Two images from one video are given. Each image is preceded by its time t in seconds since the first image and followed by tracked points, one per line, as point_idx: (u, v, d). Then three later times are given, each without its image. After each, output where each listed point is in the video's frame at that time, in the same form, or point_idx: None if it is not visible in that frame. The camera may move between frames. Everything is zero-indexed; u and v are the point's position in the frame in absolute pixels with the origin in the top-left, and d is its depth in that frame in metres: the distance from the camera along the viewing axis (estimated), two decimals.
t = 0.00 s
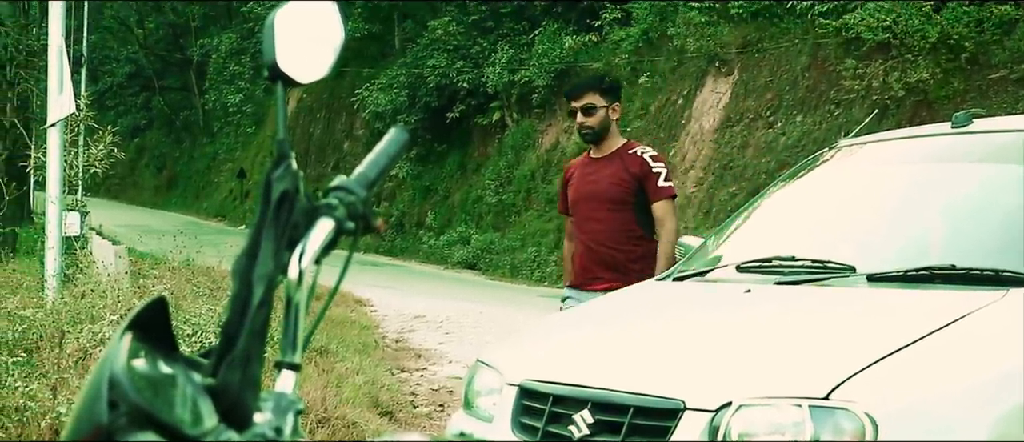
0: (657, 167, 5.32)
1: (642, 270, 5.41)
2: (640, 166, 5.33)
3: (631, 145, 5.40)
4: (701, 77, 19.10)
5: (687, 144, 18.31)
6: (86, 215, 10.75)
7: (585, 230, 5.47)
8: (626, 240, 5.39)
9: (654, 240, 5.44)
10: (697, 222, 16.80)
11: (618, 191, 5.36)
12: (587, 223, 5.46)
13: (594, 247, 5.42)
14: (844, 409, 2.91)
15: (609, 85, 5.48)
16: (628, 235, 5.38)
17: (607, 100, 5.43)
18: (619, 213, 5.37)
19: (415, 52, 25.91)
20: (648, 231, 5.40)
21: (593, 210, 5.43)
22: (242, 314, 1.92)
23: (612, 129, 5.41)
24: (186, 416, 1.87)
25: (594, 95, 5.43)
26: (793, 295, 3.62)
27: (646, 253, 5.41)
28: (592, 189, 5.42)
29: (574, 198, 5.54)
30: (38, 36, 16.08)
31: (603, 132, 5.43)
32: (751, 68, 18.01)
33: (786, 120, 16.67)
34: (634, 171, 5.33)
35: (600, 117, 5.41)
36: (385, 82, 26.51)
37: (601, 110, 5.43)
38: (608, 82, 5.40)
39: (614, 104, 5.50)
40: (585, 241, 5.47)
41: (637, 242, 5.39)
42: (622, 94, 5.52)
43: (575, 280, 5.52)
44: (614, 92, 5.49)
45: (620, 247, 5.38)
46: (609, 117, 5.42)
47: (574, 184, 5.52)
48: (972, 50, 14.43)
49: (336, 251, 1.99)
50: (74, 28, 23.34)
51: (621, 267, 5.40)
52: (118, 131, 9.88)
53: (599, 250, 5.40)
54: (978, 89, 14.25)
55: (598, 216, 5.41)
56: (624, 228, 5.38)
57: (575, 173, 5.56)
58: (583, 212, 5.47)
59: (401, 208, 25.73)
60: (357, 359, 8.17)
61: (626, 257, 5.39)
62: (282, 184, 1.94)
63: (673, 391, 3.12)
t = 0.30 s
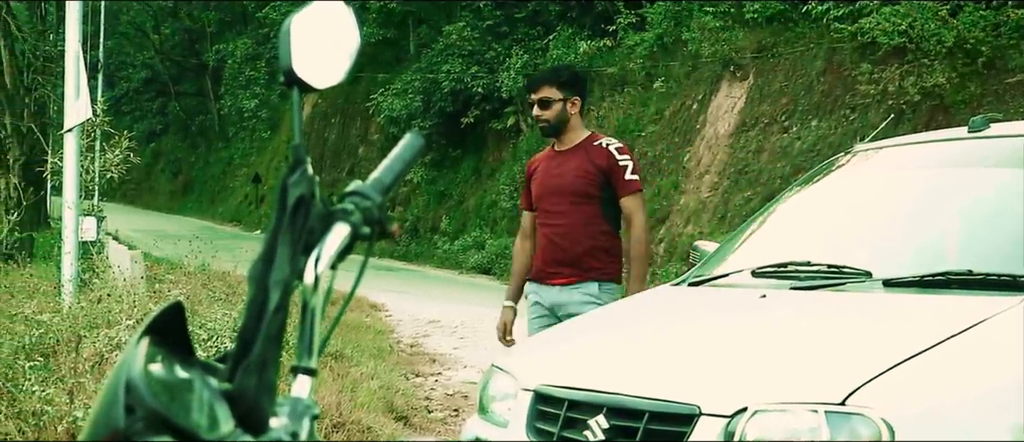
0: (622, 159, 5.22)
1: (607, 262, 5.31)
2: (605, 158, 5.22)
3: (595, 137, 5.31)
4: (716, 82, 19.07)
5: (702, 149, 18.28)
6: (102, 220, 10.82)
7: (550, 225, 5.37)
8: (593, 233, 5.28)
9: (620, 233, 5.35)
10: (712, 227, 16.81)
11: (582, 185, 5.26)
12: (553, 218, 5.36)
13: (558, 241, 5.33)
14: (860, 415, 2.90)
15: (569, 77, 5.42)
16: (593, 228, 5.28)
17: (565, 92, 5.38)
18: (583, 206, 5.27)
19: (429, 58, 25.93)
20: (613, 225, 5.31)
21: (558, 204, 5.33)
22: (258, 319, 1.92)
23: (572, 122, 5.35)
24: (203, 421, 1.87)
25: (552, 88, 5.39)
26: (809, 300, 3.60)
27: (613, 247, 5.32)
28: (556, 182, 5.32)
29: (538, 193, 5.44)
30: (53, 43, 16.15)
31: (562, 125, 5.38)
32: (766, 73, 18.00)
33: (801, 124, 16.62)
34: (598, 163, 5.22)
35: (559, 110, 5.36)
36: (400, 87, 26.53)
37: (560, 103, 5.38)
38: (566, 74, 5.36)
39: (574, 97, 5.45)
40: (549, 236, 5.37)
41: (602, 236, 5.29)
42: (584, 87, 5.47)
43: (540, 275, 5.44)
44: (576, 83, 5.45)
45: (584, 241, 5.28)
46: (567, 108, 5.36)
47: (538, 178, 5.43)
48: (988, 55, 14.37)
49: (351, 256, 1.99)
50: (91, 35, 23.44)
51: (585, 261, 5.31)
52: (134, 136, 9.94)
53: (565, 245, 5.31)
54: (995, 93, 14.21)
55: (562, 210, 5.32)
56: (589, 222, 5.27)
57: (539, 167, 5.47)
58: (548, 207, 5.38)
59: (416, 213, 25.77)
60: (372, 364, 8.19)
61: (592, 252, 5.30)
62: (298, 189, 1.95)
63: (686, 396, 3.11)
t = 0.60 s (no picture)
0: (611, 164, 4.96)
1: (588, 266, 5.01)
2: (595, 162, 4.96)
3: (585, 139, 5.04)
4: (736, 86, 19.00)
5: (722, 154, 18.22)
6: (124, 225, 10.88)
7: (532, 225, 5.08)
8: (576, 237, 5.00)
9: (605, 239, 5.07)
10: (731, 232, 16.76)
11: (568, 186, 4.98)
12: (535, 218, 5.08)
13: (540, 241, 5.04)
14: (882, 421, 2.88)
15: (562, 74, 5.09)
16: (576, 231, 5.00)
17: (560, 92, 5.05)
18: (569, 209, 5.00)
19: (447, 63, 25.94)
20: (598, 230, 5.03)
21: (541, 203, 5.05)
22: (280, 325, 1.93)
23: (564, 122, 5.03)
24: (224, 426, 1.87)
25: (546, 86, 5.05)
26: (831, 305, 3.59)
27: (596, 252, 5.03)
28: (541, 182, 5.04)
29: (520, 190, 5.15)
30: (75, 49, 16.22)
31: (554, 124, 5.05)
32: (786, 78, 17.93)
33: (822, 129, 16.56)
34: (587, 166, 4.95)
35: (551, 108, 5.03)
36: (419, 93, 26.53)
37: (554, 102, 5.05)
38: (561, 71, 5.03)
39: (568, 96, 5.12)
40: (530, 236, 5.09)
41: (585, 239, 5.01)
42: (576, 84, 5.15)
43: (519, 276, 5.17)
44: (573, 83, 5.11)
45: (566, 244, 5.00)
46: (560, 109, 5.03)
47: (521, 174, 5.13)
48: (1011, 59, 14.24)
49: (372, 262, 2.00)
50: (113, 41, 23.58)
51: (566, 262, 5.02)
52: (155, 142, 10.00)
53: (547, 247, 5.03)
54: (1017, 97, 14.07)
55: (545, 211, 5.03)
56: (574, 226, 4.99)
57: (522, 163, 5.17)
58: (530, 206, 5.09)
59: (435, 218, 25.80)
60: (392, 369, 8.20)
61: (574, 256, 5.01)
62: (318, 195, 1.96)
63: (706, 402, 3.10)
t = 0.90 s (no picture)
0: (597, 175, 4.55)
1: (571, 284, 4.63)
2: (579, 173, 4.56)
3: (571, 147, 4.63)
4: (759, 91, 18.95)
5: (744, 159, 18.19)
6: (148, 229, 10.98)
7: (513, 236, 4.72)
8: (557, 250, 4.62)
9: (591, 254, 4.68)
10: (754, 237, 16.74)
11: (550, 197, 4.59)
12: (517, 229, 4.71)
13: (520, 254, 4.68)
14: (907, 426, 2.87)
15: (548, 77, 4.69)
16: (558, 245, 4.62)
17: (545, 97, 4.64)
18: (550, 222, 4.61)
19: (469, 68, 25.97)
20: (584, 244, 4.65)
21: (523, 215, 4.67)
22: (303, 330, 1.93)
23: (549, 129, 4.63)
24: (249, 431, 1.87)
25: (530, 92, 4.64)
26: (854, 310, 3.57)
27: (581, 268, 4.65)
28: (523, 192, 4.66)
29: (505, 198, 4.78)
30: (99, 56, 16.33)
31: (540, 132, 4.66)
32: (809, 83, 17.87)
33: (844, 134, 16.51)
34: (571, 177, 4.56)
35: (535, 116, 4.63)
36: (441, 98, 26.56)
37: (538, 107, 4.66)
38: (545, 76, 4.61)
39: (553, 100, 4.70)
40: (512, 248, 4.73)
41: (568, 254, 4.62)
42: (566, 87, 4.74)
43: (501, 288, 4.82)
44: (557, 83, 4.70)
45: (547, 258, 4.63)
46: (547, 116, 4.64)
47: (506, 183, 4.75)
48: None
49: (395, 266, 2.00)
50: (137, 47, 23.76)
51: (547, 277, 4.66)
52: (178, 148, 10.11)
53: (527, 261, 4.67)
54: None
55: (527, 222, 4.66)
56: (555, 239, 4.61)
57: (509, 170, 4.79)
58: (513, 216, 4.72)
59: (458, 222, 25.86)
60: (414, 373, 8.23)
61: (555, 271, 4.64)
62: (342, 200, 1.97)
63: (729, 407, 3.10)
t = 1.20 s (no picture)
0: (570, 176, 4.28)
1: (546, 286, 4.39)
2: (554, 170, 4.31)
3: (551, 144, 4.37)
4: (787, 95, 18.85)
5: (773, 163, 18.11)
6: (178, 234, 11.08)
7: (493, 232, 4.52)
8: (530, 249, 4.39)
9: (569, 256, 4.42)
10: (783, 242, 16.65)
11: (524, 195, 4.37)
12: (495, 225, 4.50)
13: (496, 251, 4.48)
14: (937, 432, 2.85)
15: (529, 69, 4.38)
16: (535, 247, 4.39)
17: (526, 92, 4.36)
18: (524, 221, 4.39)
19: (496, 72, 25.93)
20: (559, 245, 4.39)
21: (501, 211, 4.46)
22: (333, 336, 1.95)
23: (530, 126, 4.38)
24: (280, 433, 1.88)
25: (509, 87, 4.36)
26: (883, 316, 3.55)
27: (557, 271, 4.40)
28: (501, 188, 4.44)
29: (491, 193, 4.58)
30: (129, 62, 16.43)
31: (522, 128, 4.40)
32: (837, 87, 17.78)
33: (874, 139, 16.40)
34: (543, 177, 4.31)
35: (515, 113, 4.37)
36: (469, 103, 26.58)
37: (519, 101, 4.38)
38: (523, 70, 4.34)
39: (536, 95, 4.41)
40: (492, 243, 4.53)
41: (542, 255, 4.39)
42: (549, 78, 4.44)
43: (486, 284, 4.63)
44: (539, 74, 4.40)
45: (520, 260, 4.41)
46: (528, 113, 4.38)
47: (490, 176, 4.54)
48: None
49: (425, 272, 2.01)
50: (167, 52, 23.93)
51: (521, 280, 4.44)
52: (208, 153, 10.19)
53: (502, 259, 4.46)
54: None
55: (502, 219, 4.44)
56: (528, 239, 4.38)
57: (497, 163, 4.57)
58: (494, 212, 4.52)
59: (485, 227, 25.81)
60: (442, 378, 8.23)
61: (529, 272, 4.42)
62: (372, 204, 1.97)
63: (758, 413, 3.09)
